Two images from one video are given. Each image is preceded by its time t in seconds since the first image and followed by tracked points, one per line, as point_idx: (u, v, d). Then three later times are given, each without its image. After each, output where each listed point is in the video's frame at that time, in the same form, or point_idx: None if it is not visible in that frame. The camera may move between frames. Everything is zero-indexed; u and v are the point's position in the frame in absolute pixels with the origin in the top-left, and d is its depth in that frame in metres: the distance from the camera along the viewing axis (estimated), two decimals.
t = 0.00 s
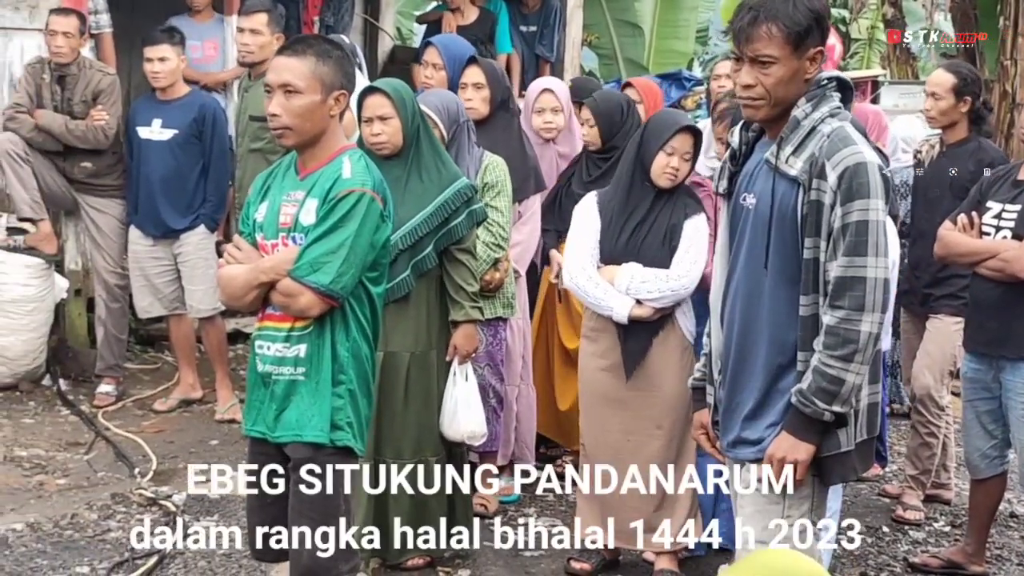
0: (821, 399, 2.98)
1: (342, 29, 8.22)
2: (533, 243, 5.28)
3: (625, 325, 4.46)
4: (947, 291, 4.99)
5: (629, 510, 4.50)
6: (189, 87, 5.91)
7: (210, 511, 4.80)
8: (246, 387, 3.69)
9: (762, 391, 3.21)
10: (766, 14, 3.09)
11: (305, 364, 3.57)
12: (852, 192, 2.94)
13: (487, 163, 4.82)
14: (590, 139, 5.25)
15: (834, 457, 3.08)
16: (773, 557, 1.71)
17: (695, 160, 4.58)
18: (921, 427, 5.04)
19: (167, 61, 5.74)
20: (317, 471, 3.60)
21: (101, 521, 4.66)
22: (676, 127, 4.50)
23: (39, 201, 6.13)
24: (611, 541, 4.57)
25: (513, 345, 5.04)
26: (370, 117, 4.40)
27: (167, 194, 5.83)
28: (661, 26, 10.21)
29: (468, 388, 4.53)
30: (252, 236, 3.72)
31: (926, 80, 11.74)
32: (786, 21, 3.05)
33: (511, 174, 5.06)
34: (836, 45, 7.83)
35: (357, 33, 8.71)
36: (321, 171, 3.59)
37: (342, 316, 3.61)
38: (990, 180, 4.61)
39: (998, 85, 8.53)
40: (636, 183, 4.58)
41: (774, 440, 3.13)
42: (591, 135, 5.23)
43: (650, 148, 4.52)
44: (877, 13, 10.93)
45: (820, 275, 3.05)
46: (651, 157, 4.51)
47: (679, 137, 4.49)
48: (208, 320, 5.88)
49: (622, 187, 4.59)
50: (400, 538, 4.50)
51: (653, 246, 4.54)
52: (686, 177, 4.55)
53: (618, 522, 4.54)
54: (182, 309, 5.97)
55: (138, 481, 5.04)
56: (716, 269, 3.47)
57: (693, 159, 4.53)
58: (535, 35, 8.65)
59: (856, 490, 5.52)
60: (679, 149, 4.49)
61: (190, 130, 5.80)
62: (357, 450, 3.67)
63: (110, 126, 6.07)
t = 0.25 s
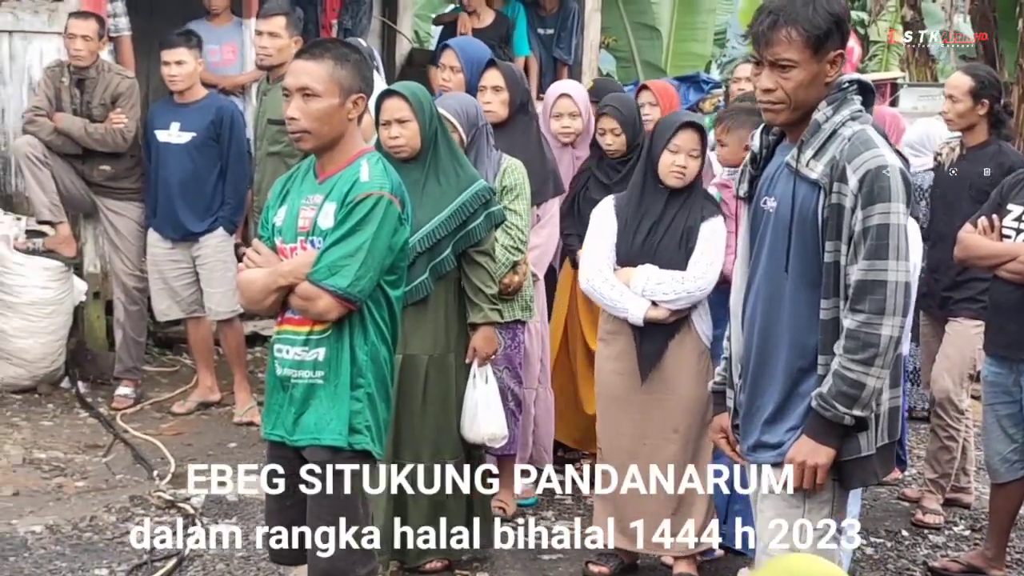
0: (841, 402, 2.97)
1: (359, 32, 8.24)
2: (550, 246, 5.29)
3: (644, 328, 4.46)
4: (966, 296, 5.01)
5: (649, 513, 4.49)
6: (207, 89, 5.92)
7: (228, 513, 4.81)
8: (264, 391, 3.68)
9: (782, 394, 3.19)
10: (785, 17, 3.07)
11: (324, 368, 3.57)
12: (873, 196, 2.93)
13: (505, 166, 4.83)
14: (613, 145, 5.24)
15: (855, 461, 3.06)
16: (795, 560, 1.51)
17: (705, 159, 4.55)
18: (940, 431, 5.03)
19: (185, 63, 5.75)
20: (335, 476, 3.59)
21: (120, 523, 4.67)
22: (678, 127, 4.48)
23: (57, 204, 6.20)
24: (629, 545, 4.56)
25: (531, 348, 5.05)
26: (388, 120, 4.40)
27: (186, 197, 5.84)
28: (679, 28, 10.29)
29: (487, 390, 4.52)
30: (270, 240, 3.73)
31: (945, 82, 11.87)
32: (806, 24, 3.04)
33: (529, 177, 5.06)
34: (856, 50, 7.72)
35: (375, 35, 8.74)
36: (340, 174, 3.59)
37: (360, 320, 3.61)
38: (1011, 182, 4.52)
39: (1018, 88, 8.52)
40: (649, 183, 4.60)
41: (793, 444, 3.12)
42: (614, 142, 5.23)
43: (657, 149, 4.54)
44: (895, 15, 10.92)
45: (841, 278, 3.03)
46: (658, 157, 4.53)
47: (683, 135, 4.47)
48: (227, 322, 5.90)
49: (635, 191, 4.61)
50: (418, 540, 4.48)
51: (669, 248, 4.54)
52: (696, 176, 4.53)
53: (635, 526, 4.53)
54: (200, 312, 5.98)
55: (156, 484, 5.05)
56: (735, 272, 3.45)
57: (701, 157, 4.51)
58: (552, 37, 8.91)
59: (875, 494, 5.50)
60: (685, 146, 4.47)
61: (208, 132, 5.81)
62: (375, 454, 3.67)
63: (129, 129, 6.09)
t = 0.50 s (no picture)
0: (860, 405, 2.96)
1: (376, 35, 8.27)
2: (569, 248, 5.27)
3: (661, 330, 4.46)
4: (985, 298, 5.02)
5: (665, 517, 4.48)
6: (225, 92, 5.93)
7: (245, 516, 4.81)
8: (281, 393, 3.68)
9: (802, 398, 3.17)
10: (802, 20, 3.04)
11: (341, 370, 3.56)
12: (892, 198, 2.91)
13: (523, 169, 4.85)
14: (629, 149, 5.23)
15: (875, 464, 3.05)
16: (813, 563, 1.35)
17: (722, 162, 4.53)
18: (959, 434, 5.01)
19: (202, 66, 5.77)
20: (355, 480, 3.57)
21: (137, 525, 4.68)
22: (693, 130, 4.48)
23: (75, 207, 6.21)
24: (644, 550, 4.54)
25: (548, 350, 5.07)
26: (405, 123, 4.41)
27: (203, 199, 5.85)
28: (695, 30, 10.32)
29: (504, 391, 4.52)
30: (288, 242, 3.73)
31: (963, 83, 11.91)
32: (823, 26, 3.02)
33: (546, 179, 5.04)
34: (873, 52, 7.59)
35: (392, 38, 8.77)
36: (358, 176, 3.59)
37: (376, 322, 3.59)
38: None
39: None
40: (666, 185, 4.59)
41: (813, 447, 3.09)
42: (631, 145, 5.22)
43: (672, 151, 4.52)
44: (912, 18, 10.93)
45: (860, 281, 3.01)
46: (674, 161, 4.51)
47: (697, 138, 4.46)
48: (244, 324, 5.91)
49: (651, 194, 4.62)
50: (436, 543, 4.47)
51: (684, 250, 4.53)
52: (712, 179, 4.51)
53: (650, 529, 4.52)
54: (218, 314, 5.99)
55: (173, 486, 5.06)
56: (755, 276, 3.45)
57: (717, 160, 4.49)
58: (569, 39, 8.97)
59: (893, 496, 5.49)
60: (699, 150, 4.46)
61: (225, 134, 5.83)
62: (393, 457, 3.66)
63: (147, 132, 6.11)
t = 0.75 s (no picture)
0: (883, 410, 2.93)
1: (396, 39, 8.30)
2: (589, 253, 5.23)
3: (682, 333, 4.45)
4: (1008, 301, 5.00)
5: (685, 522, 4.49)
6: (246, 95, 5.95)
7: (266, 519, 4.82)
8: (303, 396, 3.68)
9: (826, 402, 3.15)
10: (821, 23, 3.04)
11: (360, 374, 3.56)
12: (914, 202, 2.89)
13: (544, 172, 4.84)
14: (650, 152, 5.23)
15: (898, 469, 3.02)
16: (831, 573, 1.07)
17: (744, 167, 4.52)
18: (981, 438, 5.04)
19: (224, 70, 5.78)
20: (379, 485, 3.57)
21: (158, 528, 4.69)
22: (714, 134, 4.49)
23: (97, 210, 6.23)
24: (664, 555, 4.53)
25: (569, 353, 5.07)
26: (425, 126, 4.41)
27: (224, 203, 5.86)
28: (715, 33, 10.44)
29: (524, 394, 4.49)
30: (307, 245, 3.72)
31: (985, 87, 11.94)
32: (842, 29, 3.01)
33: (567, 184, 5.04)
34: (895, 56, 7.59)
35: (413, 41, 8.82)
36: (377, 180, 3.58)
37: (395, 325, 3.58)
38: None
39: None
40: (688, 189, 4.59)
41: (836, 451, 3.07)
42: (652, 149, 5.22)
43: (694, 155, 4.52)
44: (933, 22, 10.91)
45: (883, 285, 2.99)
46: (695, 164, 4.52)
47: (718, 142, 4.47)
48: (266, 327, 5.94)
49: (672, 198, 4.63)
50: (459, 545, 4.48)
51: (704, 253, 4.52)
52: (733, 183, 4.50)
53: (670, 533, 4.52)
54: (239, 317, 6.02)
55: (195, 488, 5.07)
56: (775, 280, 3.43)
57: (738, 164, 4.49)
58: (589, 43, 9.01)
59: (914, 500, 5.48)
60: (720, 154, 4.46)
61: (246, 137, 5.84)
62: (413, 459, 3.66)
63: (168, 135, 6.13)
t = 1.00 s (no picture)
0: (897, 415, 2.88)
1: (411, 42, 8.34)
2: (605, 257, 5.22)
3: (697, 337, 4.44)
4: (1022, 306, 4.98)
5: (700, 526, 4.48)
6: (261, 98, 5.96)
7: (280, 522, 4.83)
8: (317, 400, 3.65)
9: (842, 406, 3.13)
10: (834, 27, 3.01)
11: (374, 377, 3.53)
12: (929, 206, 2.84)
13: (559, 177, 4.85)
14: (664, 156, 5.23)
15: (913, 473, 2.97)
16: None
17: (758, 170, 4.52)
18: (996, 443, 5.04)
19: (239, 73, 5.79)
20: (396, 488, 3.55)
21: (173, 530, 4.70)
22: (727, 137, 4.48)
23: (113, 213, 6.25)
24: (679, 559, 4.53)
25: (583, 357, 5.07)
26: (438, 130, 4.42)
27: (240, 206, 5.88)
28: (730, 37, 10.42)
29: (538, 396, 4.53)
30: (320, 249, 3.71)
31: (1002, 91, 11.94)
32: (855, 33, 2.98)
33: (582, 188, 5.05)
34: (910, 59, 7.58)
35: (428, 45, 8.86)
36: (389, 183, 3.56)
37: (408, 328, 3.56)
38: None
39: None
40: (701, 193, 4.60)
41: (850, 456, 3.05)
42: (665, 153, 5.21)
43: (707, 159, 4.52)
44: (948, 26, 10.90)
45: (898, 290, 2.95)
46: (708, 169, 4.52)
47: (732, 145, 4.45)
48: (281, 330, 5.94)
49: (685, 202, 4.63)
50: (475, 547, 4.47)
51: (720, 257, 4.52)
52: (747, 186, 4.49)
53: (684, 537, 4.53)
54: (255, 320, 6.03)
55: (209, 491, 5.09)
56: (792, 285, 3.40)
57: (752, 167, 4.47)
58: (604, 47, 9.02)
59: (929, 505, 5.49)
60: (734, 157, 4.45)
61: (262, 141, 5.85)
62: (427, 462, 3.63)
63: (184, 138, 6.15)
